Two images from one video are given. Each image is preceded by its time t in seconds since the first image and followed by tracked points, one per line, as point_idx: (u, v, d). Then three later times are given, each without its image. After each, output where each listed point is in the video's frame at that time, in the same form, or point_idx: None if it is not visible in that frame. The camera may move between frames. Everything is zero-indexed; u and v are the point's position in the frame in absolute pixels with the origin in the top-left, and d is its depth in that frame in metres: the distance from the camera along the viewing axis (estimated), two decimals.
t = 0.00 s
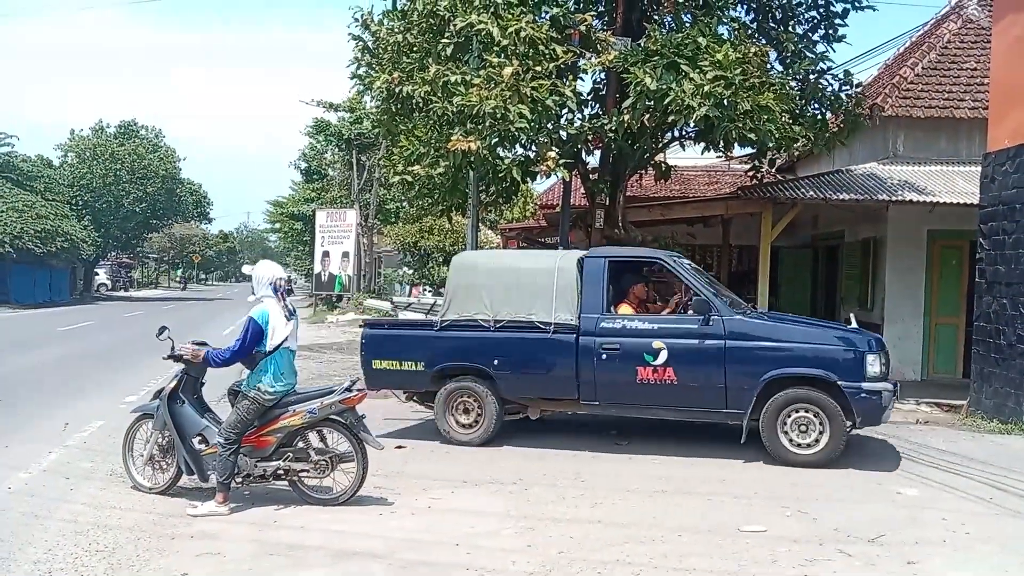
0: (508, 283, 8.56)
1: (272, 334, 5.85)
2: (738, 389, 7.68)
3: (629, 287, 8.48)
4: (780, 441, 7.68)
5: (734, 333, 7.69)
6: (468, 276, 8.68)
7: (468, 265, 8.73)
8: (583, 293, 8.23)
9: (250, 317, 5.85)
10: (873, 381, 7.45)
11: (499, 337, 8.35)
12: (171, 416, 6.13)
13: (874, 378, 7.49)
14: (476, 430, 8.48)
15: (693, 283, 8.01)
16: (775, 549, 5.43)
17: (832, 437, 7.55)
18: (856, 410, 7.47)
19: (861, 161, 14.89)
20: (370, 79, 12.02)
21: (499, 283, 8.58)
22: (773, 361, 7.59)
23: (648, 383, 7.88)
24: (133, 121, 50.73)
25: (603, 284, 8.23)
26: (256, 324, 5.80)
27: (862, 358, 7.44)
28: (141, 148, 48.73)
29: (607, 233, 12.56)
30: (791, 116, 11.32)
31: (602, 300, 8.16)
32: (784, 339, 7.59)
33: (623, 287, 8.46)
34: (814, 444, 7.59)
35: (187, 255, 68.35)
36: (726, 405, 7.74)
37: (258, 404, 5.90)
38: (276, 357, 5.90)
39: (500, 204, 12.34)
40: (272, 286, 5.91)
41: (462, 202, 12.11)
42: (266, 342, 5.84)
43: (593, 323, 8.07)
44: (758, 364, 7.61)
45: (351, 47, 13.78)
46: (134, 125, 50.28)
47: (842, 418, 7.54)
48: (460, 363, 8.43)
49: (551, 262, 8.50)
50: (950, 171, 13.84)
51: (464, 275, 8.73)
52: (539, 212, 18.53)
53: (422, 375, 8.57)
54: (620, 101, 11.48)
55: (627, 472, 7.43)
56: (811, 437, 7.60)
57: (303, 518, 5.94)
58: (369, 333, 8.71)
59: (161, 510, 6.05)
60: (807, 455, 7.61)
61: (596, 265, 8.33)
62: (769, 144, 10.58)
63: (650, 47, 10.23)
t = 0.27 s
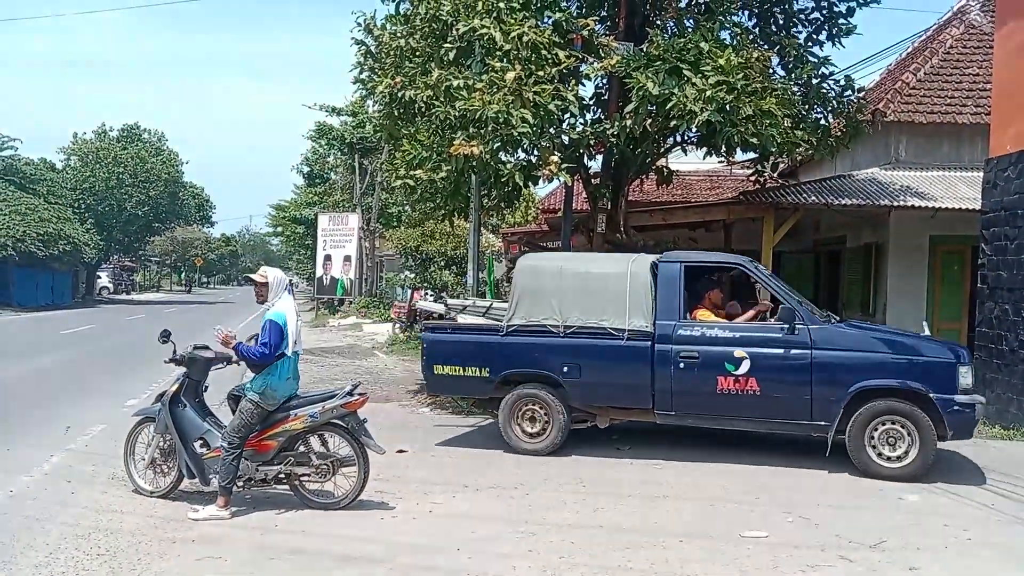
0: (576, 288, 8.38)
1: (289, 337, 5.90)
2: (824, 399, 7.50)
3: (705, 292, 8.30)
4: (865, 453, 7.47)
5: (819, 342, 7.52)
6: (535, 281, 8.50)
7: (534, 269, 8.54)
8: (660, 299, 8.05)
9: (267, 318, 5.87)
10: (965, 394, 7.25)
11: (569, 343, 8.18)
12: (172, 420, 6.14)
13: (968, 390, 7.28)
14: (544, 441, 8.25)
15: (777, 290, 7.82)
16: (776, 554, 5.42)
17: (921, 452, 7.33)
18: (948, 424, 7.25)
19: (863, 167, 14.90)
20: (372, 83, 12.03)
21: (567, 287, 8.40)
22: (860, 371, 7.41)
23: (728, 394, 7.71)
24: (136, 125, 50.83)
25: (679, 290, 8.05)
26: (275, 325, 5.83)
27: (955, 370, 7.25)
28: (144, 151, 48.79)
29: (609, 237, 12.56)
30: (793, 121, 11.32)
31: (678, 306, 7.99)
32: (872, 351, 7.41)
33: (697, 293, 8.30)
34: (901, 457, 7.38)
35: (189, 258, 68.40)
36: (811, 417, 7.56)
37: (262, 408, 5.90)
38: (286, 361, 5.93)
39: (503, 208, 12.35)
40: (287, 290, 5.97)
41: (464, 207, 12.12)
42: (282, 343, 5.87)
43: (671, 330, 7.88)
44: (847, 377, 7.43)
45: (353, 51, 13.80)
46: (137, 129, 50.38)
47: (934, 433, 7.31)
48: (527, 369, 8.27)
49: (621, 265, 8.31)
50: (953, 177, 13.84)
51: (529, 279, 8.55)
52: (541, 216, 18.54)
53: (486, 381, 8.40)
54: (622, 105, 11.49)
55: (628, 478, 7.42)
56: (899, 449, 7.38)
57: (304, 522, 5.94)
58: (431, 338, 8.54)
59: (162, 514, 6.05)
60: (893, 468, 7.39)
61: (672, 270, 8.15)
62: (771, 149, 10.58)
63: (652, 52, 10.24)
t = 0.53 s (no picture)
0: (648, 293, 8.21)
1: (293, 340, 5.93)
2: (909, 412, 7.33)
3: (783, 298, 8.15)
4: (952, 468, 7.27)
5: (906, 353, 7.35)
6: (605, 284, 8.32)
7: (605, 273, 8.37)
8: (738, 307, 7.91)
9: (272, 321, 5.89)
10: None
11: (638, 348, 8.04)
12: (172, 423, 6.14)
13: None
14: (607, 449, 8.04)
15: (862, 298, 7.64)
16: (776, 558, 5.42)
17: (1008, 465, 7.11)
18: None
19: (863, 170, 14.91)
20: (372, 88, 12.05)
21: (637, 292, 8.22)
22: (948, 384, 7.22)
23: (810, 404, 7.57)
24: (136, 129, 50.89)
25: (757, 296, 7.91)
26: (280, 327, 5.86)
27: None
28: (144, 155, 48.82)
29: (609, 241, 12.57)
30: (792, 125, 11.35)
31: (756, 314, 7.84)
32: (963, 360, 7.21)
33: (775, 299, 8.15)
34: (985, 469, 7.15)
35: (189, 262, 68.40)
36: (896, 429, 7.39)
37: (263, 410, 5.90)
38: (288, 364, 5.94)
39: (502, 212, 12.36)
40: (290, 294, 6.01)
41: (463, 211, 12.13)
42: (287, 345, 5.89)
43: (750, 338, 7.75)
44: (934, 386, 7.25)
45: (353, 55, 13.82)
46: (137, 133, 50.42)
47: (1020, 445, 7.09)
48: (594, 375, 8.12)
49: (695, 270, 8.14)
50: (952, 181, 13.85)
51: (598, 283, 8.37)
52: (541, 220, 18.55)
53: (552, 386, 8.26)
54: (622, 109, 11.51)
55: (628, 481, 7.42)
56: (984, 461, 7.16)
57: (304, 525, 5.94)
58: (494, 342, 8.43)
59: (162, 517, 6.05)
60: (977, 479, 7.17)
61: (749, 276, 7.99)
62: (771, 153, 10.60)
63: (652, 56, 10.26)
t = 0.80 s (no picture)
0: (722, 295, 7.93)
1: (291, 343, 5.90)
2: (992, 420, 7.17)
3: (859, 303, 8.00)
4: None
5: (992, 359, 7.19)
6: (676, 285, 8.01)
7: (675, 273, 8.06)
8: (817, 310, 7.73)
9: (270, 324, 5.87)
10: None
11: (712, 352, 7.81)
12: (169, 427, 6.12)
13: None
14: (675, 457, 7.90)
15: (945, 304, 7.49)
16: (773, 562, 5.41)
17: None
18: None
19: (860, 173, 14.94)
20: (370, 91, 12.04)
21: (710, 294, 7.94)
22: None
23: (892, 412, 7.40)
24: (134, 132, 50.87)
25: (836, 301, 7.74)
26: (278, 330, 5.83)
27: None
28: (142, 158, 48.79)
29: (607, 244, 12.56)
30: (790, 128, 11.35)
31: (835, 318, 7.68)
32: None
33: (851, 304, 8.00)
34: None
35: (187, 265, 68.35)
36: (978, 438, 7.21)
37: (261, 414, 5.89)
38: (287, 367, 5.92)
39: (500, 215, 12.37)
40: (289, 297, 5.98)
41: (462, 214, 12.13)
42: (285, 349, 5.87)
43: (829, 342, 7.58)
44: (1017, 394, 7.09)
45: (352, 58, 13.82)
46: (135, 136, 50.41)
47: None
48: (663, 379, 7.91)
49: (770, 273, 7.91)
50: (950, 184, 13.86)
51: (669, 283, 8.05)
52: (539, 223, 18.55)
53: (618, 390, 8.02)
54: (620, 112, 11.52)
55: (627, 485, 7.40)
56: None
57: (301, 529, 5.92)
58: (557, 343, 8.14)
59: (158, 521, 6.03)
60: None
61: (827, 279, 7.83)
62: (769, 156, 10.61)
63: (650, 60, 10.27)
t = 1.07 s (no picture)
0: (786, 296, 7.97)
1: (285, 345, 5.90)
2: None
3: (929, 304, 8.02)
4: None
5: None
6: (740, 286, 8.06)
7: (738, 274, 8.12)
8: (886, 312, 7.73)
9: (263, 326, 5.88)
10: None
11: (777, 355, 7.82)
12: (166, 428, 6.12)
13: None
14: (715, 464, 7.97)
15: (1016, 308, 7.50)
16: (769, 563, 5.42)
17: None
18: None
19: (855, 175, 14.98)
20: (367, 92, 12.05)
21: (775, 294, 7.98)
22: None
23: (965, 416, 7.38)
24: (131, 133, 50.83)
25: (906, 303, 7.75)
26: (270, 332, 5.84)
27: None
28: (139, 160, 48.73)
29: (604, 246, 12.57)
30: (787, 129, 11.38)
31: (905, 319, 7.67)
32: None
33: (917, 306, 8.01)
34: None
35: (184, 266, 68.27)
36: None
37: (257, 415, 5.89)
38: (283, 369, 5.93)
39: (497, 216, 12.38)
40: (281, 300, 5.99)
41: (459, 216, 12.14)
42: (278, 351, 5.88)
43: (901, 343, 7.56)
44: None
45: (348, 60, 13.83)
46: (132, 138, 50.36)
47: None
48: (726, 382, 7.90)
49: (835, 274, 7.97)
50: (946, 186, 13.89)
51: (731, 284, 8.11)
52: (537, 225, 18.56)
53: (678, 393, 8.01)
54: (617, 114, 11.54)
55: (623, 486, 7.41)
56: None
57: (298, 531, 5.93)
58: (615, 345, 8.10)
59: (154, 523, 6.02)
60: None
61: (896, 280, 7.84)
62: (765, 158, 10.63)
63: (647, 62, 10.28)
